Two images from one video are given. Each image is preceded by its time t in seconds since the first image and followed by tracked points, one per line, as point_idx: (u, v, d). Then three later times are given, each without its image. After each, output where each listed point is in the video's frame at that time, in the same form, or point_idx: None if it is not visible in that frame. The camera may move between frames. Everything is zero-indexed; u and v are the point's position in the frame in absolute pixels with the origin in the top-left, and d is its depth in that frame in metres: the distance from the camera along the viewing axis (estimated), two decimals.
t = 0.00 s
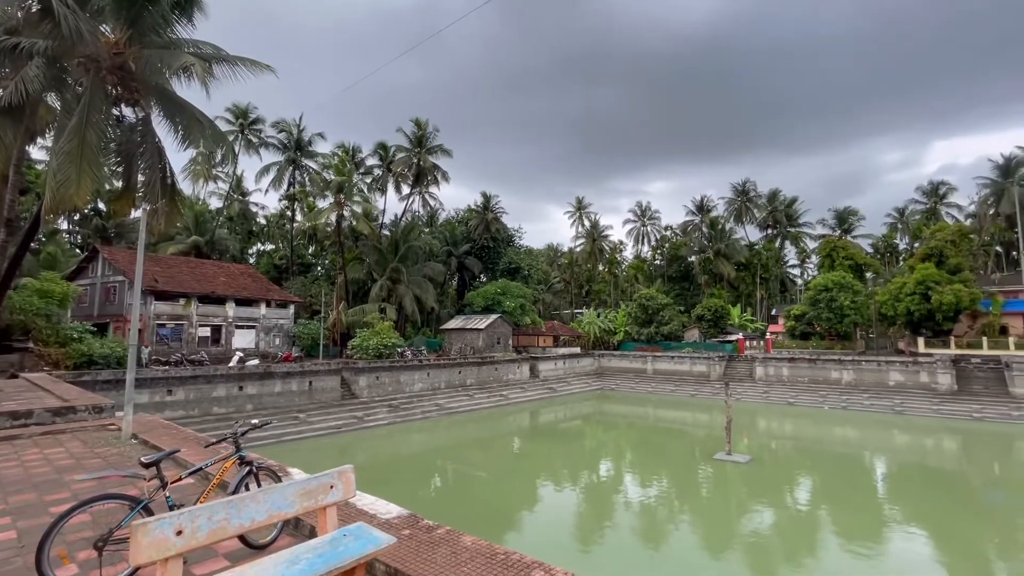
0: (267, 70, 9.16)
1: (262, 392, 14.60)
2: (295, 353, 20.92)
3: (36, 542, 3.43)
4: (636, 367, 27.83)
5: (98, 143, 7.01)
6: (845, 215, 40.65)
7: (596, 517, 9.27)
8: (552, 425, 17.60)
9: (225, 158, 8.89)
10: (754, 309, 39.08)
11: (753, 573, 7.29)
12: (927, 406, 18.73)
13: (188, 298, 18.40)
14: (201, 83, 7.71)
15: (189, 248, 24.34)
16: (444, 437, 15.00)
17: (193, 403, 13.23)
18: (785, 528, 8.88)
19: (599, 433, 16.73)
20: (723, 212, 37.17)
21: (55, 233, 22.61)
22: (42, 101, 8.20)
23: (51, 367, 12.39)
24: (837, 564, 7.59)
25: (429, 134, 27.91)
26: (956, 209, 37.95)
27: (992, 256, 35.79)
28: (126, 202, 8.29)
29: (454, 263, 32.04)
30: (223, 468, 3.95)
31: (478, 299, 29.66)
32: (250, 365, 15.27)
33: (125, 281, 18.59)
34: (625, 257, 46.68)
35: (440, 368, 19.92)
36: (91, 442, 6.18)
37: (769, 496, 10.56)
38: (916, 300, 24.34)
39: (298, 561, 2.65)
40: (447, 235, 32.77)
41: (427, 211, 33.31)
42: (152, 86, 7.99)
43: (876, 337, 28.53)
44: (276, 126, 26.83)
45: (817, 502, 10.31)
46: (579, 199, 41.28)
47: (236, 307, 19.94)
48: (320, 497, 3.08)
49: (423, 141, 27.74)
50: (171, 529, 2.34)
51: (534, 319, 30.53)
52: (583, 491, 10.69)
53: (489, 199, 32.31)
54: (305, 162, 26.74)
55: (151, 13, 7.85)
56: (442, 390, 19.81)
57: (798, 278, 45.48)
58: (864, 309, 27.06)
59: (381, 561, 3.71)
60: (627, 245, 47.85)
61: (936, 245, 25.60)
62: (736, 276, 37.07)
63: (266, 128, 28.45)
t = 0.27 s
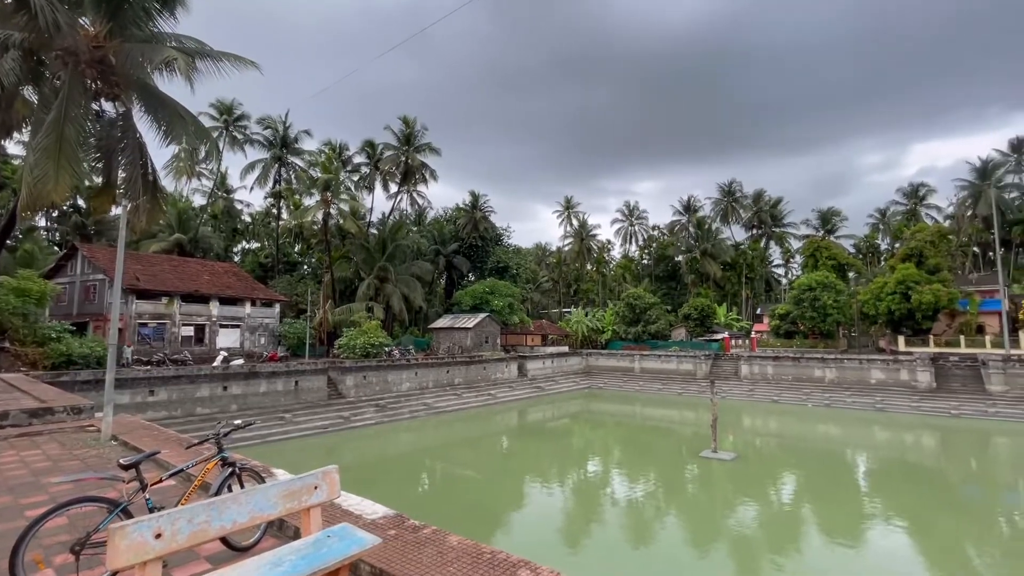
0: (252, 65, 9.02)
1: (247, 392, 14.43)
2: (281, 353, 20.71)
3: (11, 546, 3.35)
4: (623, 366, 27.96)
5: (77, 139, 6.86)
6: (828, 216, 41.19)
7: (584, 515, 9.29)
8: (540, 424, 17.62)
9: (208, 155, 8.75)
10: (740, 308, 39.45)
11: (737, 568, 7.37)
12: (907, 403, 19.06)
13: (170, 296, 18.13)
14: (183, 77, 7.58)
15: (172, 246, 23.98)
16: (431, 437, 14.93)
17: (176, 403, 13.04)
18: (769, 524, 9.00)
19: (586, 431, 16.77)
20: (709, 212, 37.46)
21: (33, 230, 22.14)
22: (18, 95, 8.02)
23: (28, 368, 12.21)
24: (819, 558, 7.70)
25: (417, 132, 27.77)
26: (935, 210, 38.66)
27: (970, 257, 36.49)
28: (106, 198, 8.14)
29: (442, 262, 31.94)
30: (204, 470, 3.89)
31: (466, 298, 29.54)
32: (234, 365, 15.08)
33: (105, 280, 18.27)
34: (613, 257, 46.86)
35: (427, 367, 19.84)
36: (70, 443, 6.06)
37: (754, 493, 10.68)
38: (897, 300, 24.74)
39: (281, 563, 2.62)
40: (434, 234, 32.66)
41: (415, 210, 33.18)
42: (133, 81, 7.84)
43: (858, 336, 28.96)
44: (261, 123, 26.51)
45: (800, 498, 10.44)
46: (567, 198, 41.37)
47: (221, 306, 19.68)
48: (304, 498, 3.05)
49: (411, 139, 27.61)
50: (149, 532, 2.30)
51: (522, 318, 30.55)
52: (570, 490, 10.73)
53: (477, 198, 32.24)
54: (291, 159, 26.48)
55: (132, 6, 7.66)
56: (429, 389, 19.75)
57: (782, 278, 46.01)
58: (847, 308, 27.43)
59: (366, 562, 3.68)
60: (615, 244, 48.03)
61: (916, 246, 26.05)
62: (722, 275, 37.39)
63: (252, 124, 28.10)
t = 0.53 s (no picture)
0: (236, 61, 8.89)
1: (231, 392, 14.26)
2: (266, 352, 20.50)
3: None
4: (611, 365, 28.07)
5: (55, 133, 6.71)
6: (812, 216, 41.72)
7: (572, 513, 9.32)
8: (528, 423, 17.63)
9: (192, 151, 8.61)
10: (725, 307, 39.80)
11: (722, 564, 7.43)
12: (887, 401, 19.37)
13: (152, 295, 17.86)
14: (165, 71, 7.45)
15: (153, 243, 23.62)
16: (418, 436, 14.86)
17: (158, 404, 12.85)
18: (753, 520, 9.09)
19: (574, 430, 16.81)
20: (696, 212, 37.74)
21: (9, 227, 21.67)
22: None
23: (4, 368, 11.89)
24: (802, 554, 7.79)
25: (405, 130, 27.62)
26: (915, 211, 39.34)
27: (950, 257, 37.18)
28: (86, 194, 7.99)
29: (430, 261, 31.81)
30: (186, 471, 3.82)
31: (454, 296, 29.09)
32: (218, 364, 14.89)
33: (84, 278, 17.95)
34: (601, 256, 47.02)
35: (415, 367, 19.75)
36: (47, 445, 5.94)
37: (739, 489, 10.78)
38: (878, 299, 25.11)
39: (264, 565, 2.58)
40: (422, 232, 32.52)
41: (402, 208, 33.03)
42: (114, 75, 7.69)
43: (840, 335, 29.36)
44: (246, 119, 26.19)
45: (783, 494, 10.58)
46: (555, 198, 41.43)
47: (204, 305, 19.42)
48: (288, 499, 3.01)
49: (399, 137, 27.47)
50: (128, 535, 2.25)
51: (510, 316, 30.56)
52: (558, 488, 10.75)
53: (465, 196, 32.14)
54: (277, 156, 26.21)
55: None
56: (417, 388, 19.66)
57: (767, 277, 46.52)
58: (830, 308, 27.80)
59: (351, 563, 3.65)
60: (603, 244, 48.20)
61: (896, 246, 26.49)
62: (708, 275, 37.70)
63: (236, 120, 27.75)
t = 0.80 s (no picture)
0: (220, 56, 8.78)
1: (214, 391, 14.09)
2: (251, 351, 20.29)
3: None
4: (598, 364, 28.18)
5: (32, 127, 6.56)
6: (796, 217, 42.24)
7: (560, 511, 9.33)
8: (516, 422, 17.65)
9: (174, 147, 8.48)
10: (712, 307, 40.15)
11: (707, 560, 7.50)
12: (868, 398, 19.68)
13: (133, 293, 17.58)
14: (147, 65, 7.32)
15: (135, 240, 23.26)
16: (405, 435, 14.79)
17: (139, 404, 12.65)
18: (737, 516, 9.18)
19: (561, 428, 16.83)
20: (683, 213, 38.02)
21: None
22: None
23: None
24: (784, 549, 7.90)
25: (393, 127, 27.46)
26: (896, 212, 40.01)
27: (930, 258, 37.86)
28: (64, 190, 7.84)
29: (417, 260, 31.68)
30: (167, 472, 3.76)
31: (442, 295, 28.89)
32: (201, 364, 14.69)
33: (63, 275, 17.61)
34: (589, 255, 47.17)
35: (402, 366, 19.66)
36: (24, 447, 5.81)
37: (724, 486, 10.90)
38: (859, 299, 25.49)
39: (246, 567, 2.55)
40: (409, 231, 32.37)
41: (390, 207, 32.89)
42: (94, 69, 7.55)
43: (823, 334, 29.77)
44: (231, 115, 25.87)
45: (767, 490, 10.71)
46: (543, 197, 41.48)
47: (187, 303, 19.16)
48: (271, 500, 2.97)
49: (387, 135, 27.30)
50: (105, 538, 2.21)
51: (498, 315, 30.56)
52: (546, 486, 10.77)
53: (453, 195, 32.04)
54: (263, 153, 25.94)
55: None
56: (404, 387, 19.58)
57: (752, 277, 47.01)
58: (813, 307, 28.17)
59: (335, 563, 3.62)
60: (590, 243, 48.37)
61: (877, 247, 26.94)
62: (695, 275, 38.00)
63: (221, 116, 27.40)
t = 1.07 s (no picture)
0: (203, 50, 8.66)
1: (197, 391, 13.89)
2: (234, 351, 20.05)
3: None
4: (585, 363, 28.28)
5: (6, 120, 6.41)
6: (780, 218, 42.75)
7: (546, 509, 9.33)
8: (504, 421, 17.63)
9: (155, 142, 8.35)
10: (697, 306, 40.48)
11: (693, 557, 7.55)
12: (849, 396, 19.99)
13: (113, 291, 17.25)
14: (127, 58, 7.18)
15: (115, 237, 22.85)
16: (391, 435, 14.71)
17: (119, 404, 12.42)
18: (721, 513, 9.26)
19: (548, 427, 16.85)
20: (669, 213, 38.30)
21: None
22: None
23: None
24: (766, 545, 7.99)
25: (380, 125, 27.28)
26: (876, 214, 40.72)
27: (909, 259, 38.56)
28: (40, 185, 7.69)
29: (405, 258, 31.54)
30: (145, 473, 3.68)
31: (429, 294, 28.63)
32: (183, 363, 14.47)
33: (39, 273, 17.22)
34: (577, 255, 47.31)
35: (389, 365, 19.55)
36: None
37: (708, 483, 10.98)
38: (841, 299, 25.88)
39: (227, 569, 2.50)
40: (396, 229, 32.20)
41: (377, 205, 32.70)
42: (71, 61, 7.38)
43: (805, 333, 30.17)
44: (214, 110, 25.50)
45: (751, 487, 10.83)
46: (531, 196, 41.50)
47: (169, 301, 18.86)
48: (253, 501, 2.92)
49: (374, 132, 27.11)
50: (80, 541, 2.15)
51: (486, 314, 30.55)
52: (533, 485, 10.76)
53: (441, 193, 31.91)
54: (247, 149, 25.61)
55: None
56: (391, 386, 19.46)
57: (737, 277, 47.47)
58: (796, 307, 28.53)
59: (318, 564, 3.58)
60: (578, 243, 48.51)
61: (858, 248, 27.38)
62: (681, 274, 38.29)
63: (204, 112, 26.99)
